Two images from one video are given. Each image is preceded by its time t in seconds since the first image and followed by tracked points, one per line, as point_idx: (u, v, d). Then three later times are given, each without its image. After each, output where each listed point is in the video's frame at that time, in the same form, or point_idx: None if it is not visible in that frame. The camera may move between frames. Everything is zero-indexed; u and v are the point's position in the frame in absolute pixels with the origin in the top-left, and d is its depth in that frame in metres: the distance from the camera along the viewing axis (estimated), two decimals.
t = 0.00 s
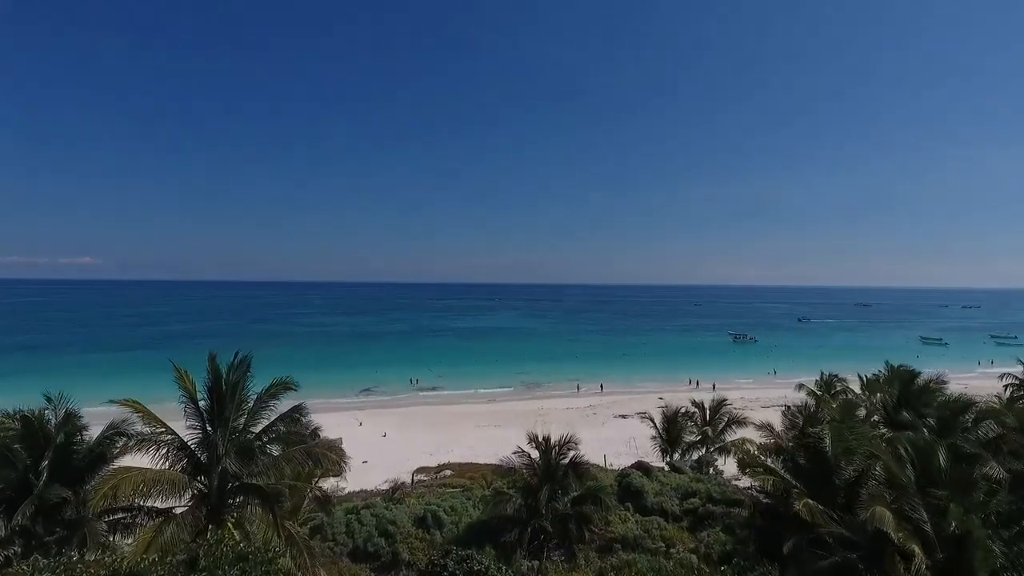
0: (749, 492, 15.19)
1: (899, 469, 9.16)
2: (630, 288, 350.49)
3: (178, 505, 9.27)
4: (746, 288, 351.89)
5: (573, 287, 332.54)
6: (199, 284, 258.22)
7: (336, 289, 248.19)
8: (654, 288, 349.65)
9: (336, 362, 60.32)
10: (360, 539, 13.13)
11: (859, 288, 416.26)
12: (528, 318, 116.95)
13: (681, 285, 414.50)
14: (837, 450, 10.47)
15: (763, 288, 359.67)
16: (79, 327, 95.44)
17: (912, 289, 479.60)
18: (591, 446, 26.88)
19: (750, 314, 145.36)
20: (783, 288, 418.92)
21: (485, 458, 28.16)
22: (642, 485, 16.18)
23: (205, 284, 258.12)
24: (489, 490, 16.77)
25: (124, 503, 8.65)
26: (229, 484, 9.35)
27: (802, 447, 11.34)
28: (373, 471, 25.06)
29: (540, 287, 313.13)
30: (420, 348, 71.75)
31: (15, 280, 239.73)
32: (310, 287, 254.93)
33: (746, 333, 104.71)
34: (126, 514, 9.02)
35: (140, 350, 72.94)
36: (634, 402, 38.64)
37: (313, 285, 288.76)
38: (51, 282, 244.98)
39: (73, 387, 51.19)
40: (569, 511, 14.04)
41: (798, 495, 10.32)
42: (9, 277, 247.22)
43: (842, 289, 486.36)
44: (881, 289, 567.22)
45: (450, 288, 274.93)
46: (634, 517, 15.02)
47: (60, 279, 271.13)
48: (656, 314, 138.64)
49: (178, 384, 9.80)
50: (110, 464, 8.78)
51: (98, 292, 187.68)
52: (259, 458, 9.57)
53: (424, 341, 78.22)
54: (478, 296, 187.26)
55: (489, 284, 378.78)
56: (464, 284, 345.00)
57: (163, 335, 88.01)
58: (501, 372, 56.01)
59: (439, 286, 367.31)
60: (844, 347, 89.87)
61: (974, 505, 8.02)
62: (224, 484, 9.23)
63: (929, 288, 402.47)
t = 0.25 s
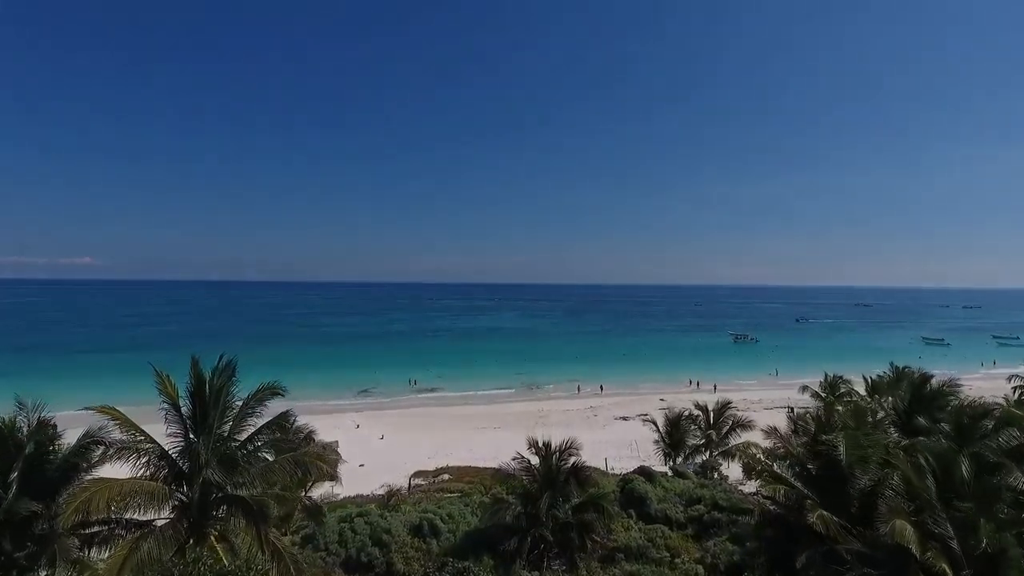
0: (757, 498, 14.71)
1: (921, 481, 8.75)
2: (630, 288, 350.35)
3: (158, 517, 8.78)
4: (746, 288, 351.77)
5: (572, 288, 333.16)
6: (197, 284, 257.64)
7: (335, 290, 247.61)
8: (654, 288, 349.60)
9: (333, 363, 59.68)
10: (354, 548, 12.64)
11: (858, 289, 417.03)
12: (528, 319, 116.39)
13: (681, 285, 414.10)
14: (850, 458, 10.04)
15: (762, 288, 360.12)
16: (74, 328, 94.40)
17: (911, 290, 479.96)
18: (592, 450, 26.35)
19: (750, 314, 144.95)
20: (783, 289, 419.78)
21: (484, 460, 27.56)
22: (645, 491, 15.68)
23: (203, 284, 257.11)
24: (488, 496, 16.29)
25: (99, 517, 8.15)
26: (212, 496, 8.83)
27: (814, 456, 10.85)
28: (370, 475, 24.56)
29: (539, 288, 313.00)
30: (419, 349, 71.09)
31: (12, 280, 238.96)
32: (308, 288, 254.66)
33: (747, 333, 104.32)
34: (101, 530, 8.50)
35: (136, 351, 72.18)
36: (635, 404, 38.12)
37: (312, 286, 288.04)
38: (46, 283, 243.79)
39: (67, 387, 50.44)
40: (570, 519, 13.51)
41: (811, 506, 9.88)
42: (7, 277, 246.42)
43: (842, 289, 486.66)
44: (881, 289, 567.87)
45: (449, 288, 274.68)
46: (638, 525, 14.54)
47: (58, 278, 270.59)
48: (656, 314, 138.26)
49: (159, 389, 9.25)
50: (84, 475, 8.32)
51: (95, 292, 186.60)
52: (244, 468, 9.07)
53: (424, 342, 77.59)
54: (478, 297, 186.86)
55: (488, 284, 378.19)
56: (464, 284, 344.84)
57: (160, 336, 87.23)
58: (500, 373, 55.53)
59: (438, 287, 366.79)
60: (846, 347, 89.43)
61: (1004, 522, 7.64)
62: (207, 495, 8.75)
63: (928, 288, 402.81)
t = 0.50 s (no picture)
0: (765, 506, 14.18)
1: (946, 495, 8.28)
2: (630, 288, 349.68)
3: (135, 531, 8.26)
4: (746, 288, 351.17)
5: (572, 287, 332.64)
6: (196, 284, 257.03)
7: (334, 289, 246.86)
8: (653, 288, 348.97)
9: (332, 364, 59.09)
10: (345, 559, 12.12)
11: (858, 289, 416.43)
12: (527, 319, 115.86)
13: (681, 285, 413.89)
14: (867, 468, 9.56)
15: (762, 287, 359.54)
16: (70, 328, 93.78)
17: (912, 290, 479.13)
18: (593, 453, 25.88)
19: (751, 315, 144.36)
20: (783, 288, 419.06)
21: (482, 463, 27.07)
22: (648, 498, 15.18)
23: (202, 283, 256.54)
24: (486, 503, 15.82)
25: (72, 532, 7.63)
26: (194, 508, 8.33)
27: (828, 464, 10.37)
28: (365, 479, 24.03)
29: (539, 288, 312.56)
30: (418, 349, 70.53)
31: (11, 279, 238.38)
32: (307, 287, 254.05)
33: (747, 333, 103.76)
34: (75, 545, 7.98)
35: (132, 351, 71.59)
36: (635, 405, 37.61)
37: (311, 285, 287.39)
38: (45, 282, 243.21)
39: (60, 388, 49.83)
40: (572, 529, 12.93)
41: (827, 519, 9.37)
42: (7, 276, 246.36)
43: (842, 289, 486.28)
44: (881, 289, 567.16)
45: (449, 288, 274.22)
46: (641, 534, 14.03)
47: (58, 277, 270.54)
48: (656, 314, 137.67)
49: (138, 395, 8.74)
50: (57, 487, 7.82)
51: (93, 293, 185.75)
52: (227, 479, 8.56)
53: (422, 342, 77.04)
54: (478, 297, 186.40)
55: (488, 284, 377.87)
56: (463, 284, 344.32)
57: (157, 336, 86.63)
58: (499, 374, 54.96)
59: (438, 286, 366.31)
60: (847, 348, 88.84)
61: None
62: (188, 508, 8.23)
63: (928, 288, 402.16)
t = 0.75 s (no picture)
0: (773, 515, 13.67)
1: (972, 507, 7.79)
2: (630, 288, 349.33)
3: (109, 548, 7.81)
4: (746, 288, 350.93)
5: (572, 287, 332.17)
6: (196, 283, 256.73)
7: (334, 289, 246.53)
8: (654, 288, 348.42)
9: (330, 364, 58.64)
10: (337, 570, 11.62)
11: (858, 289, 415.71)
12: (527, 319, 115.36)
13: (681, 285, 413.58)
14: (885, 477, 9.10)
15: (762, 287, 359.03)
16: (68, 328, 93.40)
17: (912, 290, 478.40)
18: (595, 457, 25.39)
19: (751, 315, 143.85)
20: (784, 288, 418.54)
21: (481, 466, 26.63)
22: (651, 506, 14.71)
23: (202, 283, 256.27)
24: (485, 510, 15.34)
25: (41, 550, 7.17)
26: (172, 523, 7.83)
27: (842, 473, 9.87)
28: (361, 482, 23.57)
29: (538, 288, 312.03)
30: (417, 350, 70.07)
31: (12, 279, 238.41)
32: (307, 287, 253.65)
33: (748, 334, 103.27)
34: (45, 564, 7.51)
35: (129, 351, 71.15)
36: (636, 407, 37.16)
37: (311, 285, 287.01)
38: (44, 282, 242.83)
39: (55, 388, 49.35)
40: (573, 538, 12.39)
41: (843, 534, 8.89)
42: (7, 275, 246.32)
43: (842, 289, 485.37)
44: (881, 289, 566.30)
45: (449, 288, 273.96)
46: (645, 543, 13.55)
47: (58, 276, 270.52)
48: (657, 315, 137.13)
49: (114, 403, 8.25)
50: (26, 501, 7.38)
51: (92, 292, 185.56)
52: (208, 491, 8.06)
53: (421, 343, 76.56)
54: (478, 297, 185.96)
55: (488, 284, 377.31)
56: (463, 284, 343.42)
57: (155, 336, 86.21)
58: (498, 374, 54.49)
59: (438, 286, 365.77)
60: (849, 348, 88.33)
61: None
62: (164, 524, 7.74)
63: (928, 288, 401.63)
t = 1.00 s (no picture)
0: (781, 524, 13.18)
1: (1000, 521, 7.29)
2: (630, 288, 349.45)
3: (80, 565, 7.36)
4: (746, 288, 350.82)
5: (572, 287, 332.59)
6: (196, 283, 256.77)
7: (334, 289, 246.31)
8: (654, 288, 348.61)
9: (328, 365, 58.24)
10: None
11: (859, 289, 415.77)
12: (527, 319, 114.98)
13: (681, 285, 412.70)
14: (905, 488, 8.60)
15: (763, 287, 359.37)
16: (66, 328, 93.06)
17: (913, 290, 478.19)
18: (596, 459, 24.94)
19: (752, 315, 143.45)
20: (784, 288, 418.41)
21: (479, 469, 26.18)
22: (655, 513, 14.23)
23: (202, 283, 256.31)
24: (484, 518, 14.85)
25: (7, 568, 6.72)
26: (149, 539, 7.35)
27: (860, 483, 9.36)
28: (357, 486, 23.13)
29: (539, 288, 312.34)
30: (416, 350, 69.68)
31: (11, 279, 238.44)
32: (307, 287, 253.69)
33: (749, 334, 102.84)
34: None
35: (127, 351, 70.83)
36: (637, 409, 36.72)
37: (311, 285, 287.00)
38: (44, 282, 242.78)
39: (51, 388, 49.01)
40: (575, 549, 11.88)
41: (861, 548, 8.39)
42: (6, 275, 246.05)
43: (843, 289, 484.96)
44: (881, 289, 566.39)
45: (449, 288, 273.86)
46: (649, 553, 13.06)
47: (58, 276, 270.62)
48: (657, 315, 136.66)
49: (85, 411, 7.71)
50: None
51: (92, 292, 185.62)
52: (186, 504, 7.58)
53: (420, 343, 76.14)
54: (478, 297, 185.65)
55: (488, 284, 376.91)
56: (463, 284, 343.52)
57: (153, 336, 85.86)
58: (498, 375, 54.08)
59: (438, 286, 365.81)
60: (850, 348, 87.95)
61: None
62: (140, 539, 7.28)
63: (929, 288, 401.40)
